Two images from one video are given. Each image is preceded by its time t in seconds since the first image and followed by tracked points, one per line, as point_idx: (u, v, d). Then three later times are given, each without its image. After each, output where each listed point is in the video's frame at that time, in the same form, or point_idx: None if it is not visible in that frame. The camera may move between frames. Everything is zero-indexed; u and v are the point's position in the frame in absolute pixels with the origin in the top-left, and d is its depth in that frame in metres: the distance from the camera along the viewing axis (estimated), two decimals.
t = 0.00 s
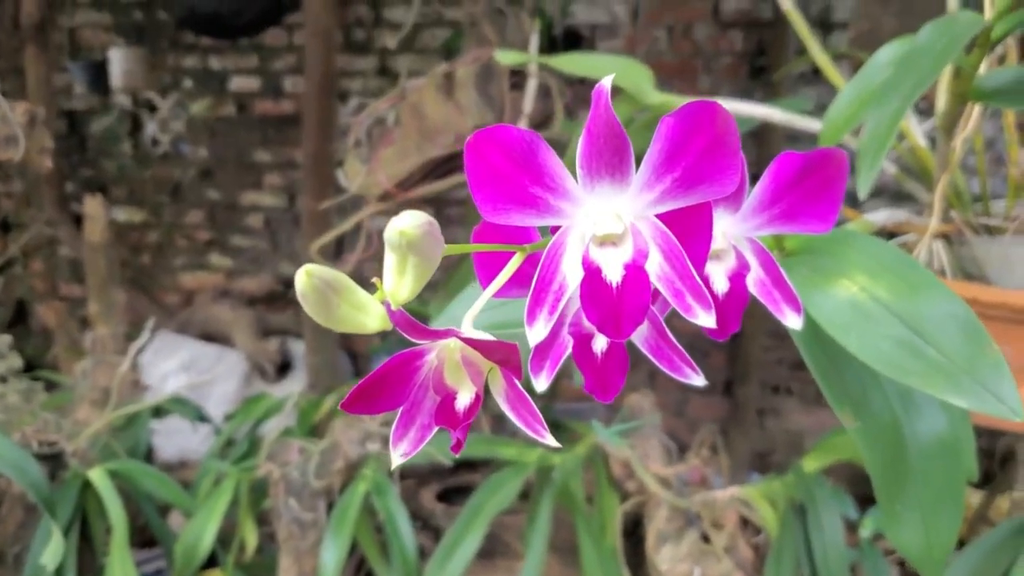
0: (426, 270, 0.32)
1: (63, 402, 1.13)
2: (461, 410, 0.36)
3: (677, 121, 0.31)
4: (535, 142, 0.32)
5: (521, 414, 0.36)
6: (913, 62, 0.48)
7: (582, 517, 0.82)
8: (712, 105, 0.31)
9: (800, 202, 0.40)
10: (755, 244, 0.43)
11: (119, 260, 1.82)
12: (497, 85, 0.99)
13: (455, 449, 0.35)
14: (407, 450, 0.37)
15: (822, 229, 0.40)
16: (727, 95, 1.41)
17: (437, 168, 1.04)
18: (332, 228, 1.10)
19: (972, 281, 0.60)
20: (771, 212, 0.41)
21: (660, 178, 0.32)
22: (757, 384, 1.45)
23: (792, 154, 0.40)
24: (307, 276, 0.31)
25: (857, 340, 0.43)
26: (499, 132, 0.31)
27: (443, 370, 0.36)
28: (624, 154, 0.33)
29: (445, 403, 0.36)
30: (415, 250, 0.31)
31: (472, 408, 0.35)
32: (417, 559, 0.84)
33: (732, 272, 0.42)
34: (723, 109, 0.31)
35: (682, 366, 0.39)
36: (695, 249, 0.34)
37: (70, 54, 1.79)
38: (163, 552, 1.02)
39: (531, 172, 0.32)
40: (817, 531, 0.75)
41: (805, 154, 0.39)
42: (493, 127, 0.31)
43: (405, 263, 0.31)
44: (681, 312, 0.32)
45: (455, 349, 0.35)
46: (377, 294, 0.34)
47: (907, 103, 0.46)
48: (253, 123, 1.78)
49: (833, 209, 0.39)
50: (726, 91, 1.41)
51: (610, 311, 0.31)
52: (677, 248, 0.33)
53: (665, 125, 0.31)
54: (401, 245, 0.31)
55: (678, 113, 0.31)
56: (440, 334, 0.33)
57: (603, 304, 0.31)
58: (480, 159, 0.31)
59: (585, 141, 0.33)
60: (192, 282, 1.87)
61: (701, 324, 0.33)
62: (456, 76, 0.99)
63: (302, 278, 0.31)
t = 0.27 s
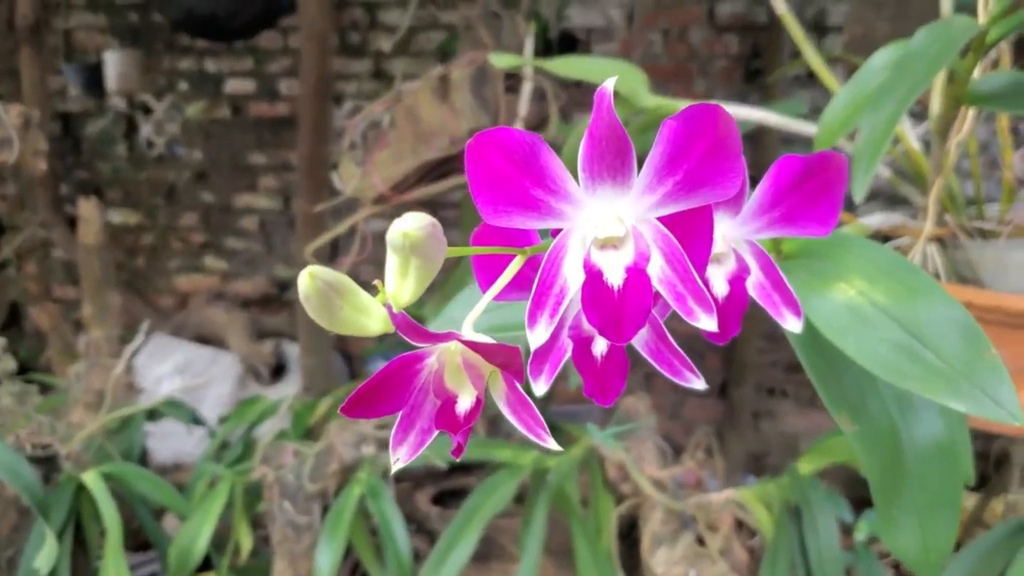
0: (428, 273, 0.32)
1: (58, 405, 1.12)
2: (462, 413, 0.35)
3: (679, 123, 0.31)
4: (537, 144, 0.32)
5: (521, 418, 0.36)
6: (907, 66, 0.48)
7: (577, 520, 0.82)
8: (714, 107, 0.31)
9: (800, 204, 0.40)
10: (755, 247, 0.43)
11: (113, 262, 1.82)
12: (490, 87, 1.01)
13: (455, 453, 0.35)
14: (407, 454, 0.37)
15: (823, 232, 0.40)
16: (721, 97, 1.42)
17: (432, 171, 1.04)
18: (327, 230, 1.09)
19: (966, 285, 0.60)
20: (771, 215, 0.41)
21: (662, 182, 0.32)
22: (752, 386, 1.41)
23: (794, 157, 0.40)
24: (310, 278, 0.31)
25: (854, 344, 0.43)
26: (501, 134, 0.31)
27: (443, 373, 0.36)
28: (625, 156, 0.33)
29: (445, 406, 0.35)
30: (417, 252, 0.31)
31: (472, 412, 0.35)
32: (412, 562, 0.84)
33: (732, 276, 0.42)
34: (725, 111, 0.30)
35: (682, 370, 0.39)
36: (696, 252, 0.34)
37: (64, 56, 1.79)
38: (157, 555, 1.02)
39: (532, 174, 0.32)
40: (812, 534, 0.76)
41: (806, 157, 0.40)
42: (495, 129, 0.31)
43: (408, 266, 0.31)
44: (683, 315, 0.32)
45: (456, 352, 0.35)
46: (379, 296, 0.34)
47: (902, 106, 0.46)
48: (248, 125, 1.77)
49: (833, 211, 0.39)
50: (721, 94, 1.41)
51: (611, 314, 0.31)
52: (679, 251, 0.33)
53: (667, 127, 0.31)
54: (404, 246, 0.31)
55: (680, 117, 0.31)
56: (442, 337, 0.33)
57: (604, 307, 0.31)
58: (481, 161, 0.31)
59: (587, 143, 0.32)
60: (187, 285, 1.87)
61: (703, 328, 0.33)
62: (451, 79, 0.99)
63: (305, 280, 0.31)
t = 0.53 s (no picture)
0: (431, 277, 0.32)
1: (52, 408, 1.12)
2: (463, 417, 0.35)
3: (682, 127, 0.31)
4: (539, 148, 0.32)
5: (522, 422, 0.36)
6: (904, 71, 0.48)
7: (573, 524, 0.82)
8: (716, 111, 0.31)
9: (800, 209, 0.40)
10: (756, 252, 0.43)
11: (108, 265, 1.81)
12: (487, 90, 1.01)
13: (456, 457, 0.35)
14: (407, 459, 0.37)
15: (823, 237, 0.40)
16: (717, 101, 1.42)
17: (428, 174, 1.04)
18: (323, 233, 1.09)
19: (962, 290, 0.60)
20: (772, 219, 0.41)
21: (664, 186, 0.32)
22: (747, 390, 1.41)
23: (793, 162, 0.40)
24: (314, 280, 0.31)
25: (853, 348, 0.43)
26: (503, 138, 0.31)
27: (444, 377, 0.36)
28: (627, 160, 0.33)
29: (447, 410, 0.35)
30: (420, 256, 0.31)
31: (474, 416, 0.35)
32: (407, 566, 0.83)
33: (732, 280, 0.43)
34: (726, 115, 0.30)
35: (682, 374, 0.40)
36: (698, 256, 0.34)
37: (59, 58, 1.79)
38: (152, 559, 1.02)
39: (534, 178, 0.32)
40: (808, 539, 0.75)
41: (806, 162, 0.39)
42: (497, 133, 0.31)
43: (411, 269, 0.32)
44: (684, 319, 0.32)
45: (457, 356, 0.35)
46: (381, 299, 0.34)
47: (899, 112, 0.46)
48: (244, 128, 1.77)
49: (833, 216, 0.39)
50: (716, 98, 1.41)
51: (613, 318, 0.31)
52: (680, 255, 0.33)
53: (670, 131, 0.31)
54: (407, 250, 0.31)
55: (682, 120, 0.31)
56: (444, 341, 0.32)
57: (606, 310, 0.31)
58: (483, 164, 0.31)
59: (589, 147, 0.33)
60: (182, 287, 1.86)
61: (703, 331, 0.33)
62: (448, 82, 0.99)
63: (308, 283, 0.31)
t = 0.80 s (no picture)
0: (427, 278, 0.32)
1: (46, 411, 1.11)
2: (457, 419, 0.35)
3: (677, 130, 0.31)
4: (535, 150, 0.32)
5: (518, 423, 0.37)
6: (900, 75, 0.48)
7: (568, 527, 0.82)
8: (711, 114, 0.31)
9: (796, 211, 0.40)
10: (750, 254, 0.43)
11: (102, 267, 1.81)
12: (483, 93, 1.02)
13: (451, 459, 0.35)
14: (401, 460, 0.37)
15: (818, 239, 0.40)
16: (711, 104, 1.42)
17: (423, 177, 1.04)
18: (317, 236, 1.09)
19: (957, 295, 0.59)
20: (767, 222, 0.41)
21: (659, 188, 0.32)
22: (741, 393, 1.42)
23: (789, 165, 0.40)
24: (310, 280, 0.31)
25: (848, 351, 0.43)
26: (499, 140, 0.31)
27: (438, 378, 0.36)
28: (623, 163, 0.33)
29: (441, 412, 0.35)
30: (416, 257, 0.31)
31: (469, 418, 0.35)
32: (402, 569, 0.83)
33: (727, 282, 0.42)
34: (721, 118, 0.31)
35: (677, 376, 0.39)
36: (693, 259, 0.33)
37: (53, 60, 1.78)
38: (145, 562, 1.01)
39: (529, 180, 0.33)
40: (804, 542, 0.75)
41: (801, 165, 0.39)
42: (493, 135, 0.31)
43: (406, 270, 0.31)
44: (679, 321, 0.32)
45: (453, 357, 0.35)
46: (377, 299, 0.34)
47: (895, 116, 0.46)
48: (239, 130, 1.77)
49: (827, 219, 0.39)
50: (710, 101, 1.42)
51: (607, 320, 0.31)
52: (676, 257, 0.33)
53: (665, 134, 0.31)
54: (403, 251, 0.31)
55: (677, 123, 0.31)
56: (439, 342, 0.33)
57: (601, 312, 0.31)
58: (478, 166, 0.31)
59: (584, 149, 0.33)
60: (176, 289, 1.86)
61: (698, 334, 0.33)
62: (443, 84, 0.99)
63: (304, 284, 0.31)
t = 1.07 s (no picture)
0: (409, 272, 0.32)
1: (36, 412, 1.11)
2: (442, 415, 0.35)
3: (662, 126, 0.31)
4: (520, 145, 0.32)
5: (502, 418, 0.36)
6: (891, 74, 0.49)
7: (560, 528, 0.82)
8: (697, 110, 0.31)
9: (783, 209, 0.41)
10: (737, 251, 0.43)
11: (94, 267, 1.80)
12: (477, 94, 1.02)
13: (435, 456, 0.34)
14: (386, 456, 0.37)
15: (805, 237, 0.41)
16: (704, 106, 1.43)
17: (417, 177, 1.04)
18: (310, 236, 1.09)
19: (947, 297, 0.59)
20: (753, 219, 0.41)
21: (645, 184, 0.32)
22: (733, 395, 1.42)
23: (775, 163, 0.41)
24: (289, 274, 0.31)
25: (837, 351, 0.43)
26: (484, 135, 0.31)
27: (423, 375, 0.36)
28: (608, 159, 0.33)
29: (426, 408, 0.35)
30: (397, 251, 0.31)
31: (453, 414, 0.35)
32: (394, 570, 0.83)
33: (714, 281, 0.42)
34: (707, 115, 0.31)
35: (663, 374, 0.39)
36: (678, 256, 0.33)
37: (45, 60, 1.77)
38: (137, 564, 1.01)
39: (514, 176, 0.32)
40: (796, 544, 0.75)
41: (789, 162, 0.40)
42: (478, 130, 0.31)
43: (388, 265, 0.31)
44: (664, 318, 0.32)
45: (437, 354, 0.35)
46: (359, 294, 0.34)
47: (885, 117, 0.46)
48: (231, 131, 1.76)
49: (814, 217, 0.40)
50: (703, 103, 1.42)
51: (593, 316, 0.31)
52: (661, 254, 0.33)
53: (650, 130, 0.31)
54: (384, 244, 0.31)
55: (662, 119, 0.31)
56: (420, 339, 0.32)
57: (587, 308, 0.31)
58: (464, 162, 0.31)
59: (570, 145, 0.33)
60: (168, 290, 1.85)
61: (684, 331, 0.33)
62: (436, 85, 0.99)
63: (284, 276, 0.31)
